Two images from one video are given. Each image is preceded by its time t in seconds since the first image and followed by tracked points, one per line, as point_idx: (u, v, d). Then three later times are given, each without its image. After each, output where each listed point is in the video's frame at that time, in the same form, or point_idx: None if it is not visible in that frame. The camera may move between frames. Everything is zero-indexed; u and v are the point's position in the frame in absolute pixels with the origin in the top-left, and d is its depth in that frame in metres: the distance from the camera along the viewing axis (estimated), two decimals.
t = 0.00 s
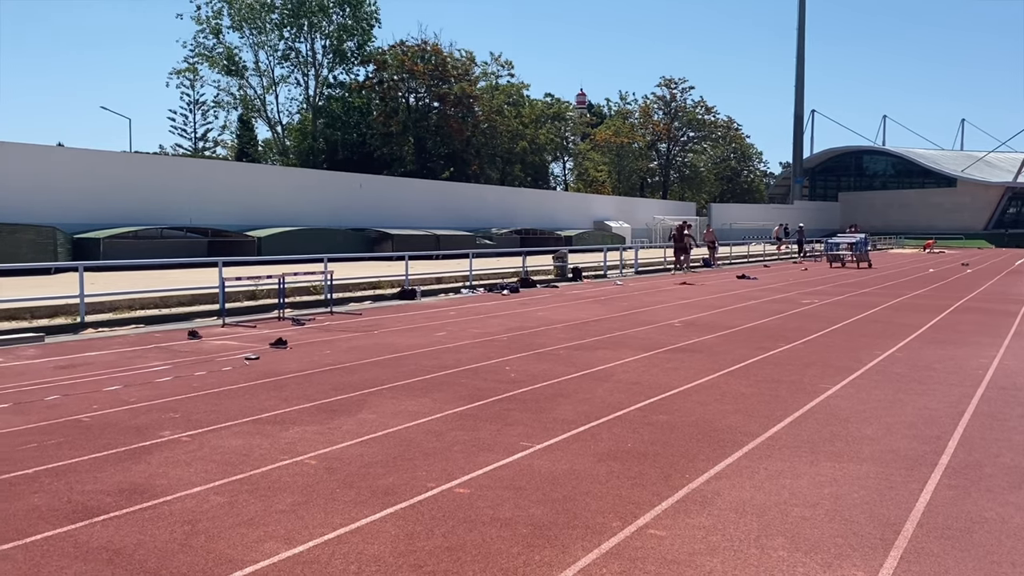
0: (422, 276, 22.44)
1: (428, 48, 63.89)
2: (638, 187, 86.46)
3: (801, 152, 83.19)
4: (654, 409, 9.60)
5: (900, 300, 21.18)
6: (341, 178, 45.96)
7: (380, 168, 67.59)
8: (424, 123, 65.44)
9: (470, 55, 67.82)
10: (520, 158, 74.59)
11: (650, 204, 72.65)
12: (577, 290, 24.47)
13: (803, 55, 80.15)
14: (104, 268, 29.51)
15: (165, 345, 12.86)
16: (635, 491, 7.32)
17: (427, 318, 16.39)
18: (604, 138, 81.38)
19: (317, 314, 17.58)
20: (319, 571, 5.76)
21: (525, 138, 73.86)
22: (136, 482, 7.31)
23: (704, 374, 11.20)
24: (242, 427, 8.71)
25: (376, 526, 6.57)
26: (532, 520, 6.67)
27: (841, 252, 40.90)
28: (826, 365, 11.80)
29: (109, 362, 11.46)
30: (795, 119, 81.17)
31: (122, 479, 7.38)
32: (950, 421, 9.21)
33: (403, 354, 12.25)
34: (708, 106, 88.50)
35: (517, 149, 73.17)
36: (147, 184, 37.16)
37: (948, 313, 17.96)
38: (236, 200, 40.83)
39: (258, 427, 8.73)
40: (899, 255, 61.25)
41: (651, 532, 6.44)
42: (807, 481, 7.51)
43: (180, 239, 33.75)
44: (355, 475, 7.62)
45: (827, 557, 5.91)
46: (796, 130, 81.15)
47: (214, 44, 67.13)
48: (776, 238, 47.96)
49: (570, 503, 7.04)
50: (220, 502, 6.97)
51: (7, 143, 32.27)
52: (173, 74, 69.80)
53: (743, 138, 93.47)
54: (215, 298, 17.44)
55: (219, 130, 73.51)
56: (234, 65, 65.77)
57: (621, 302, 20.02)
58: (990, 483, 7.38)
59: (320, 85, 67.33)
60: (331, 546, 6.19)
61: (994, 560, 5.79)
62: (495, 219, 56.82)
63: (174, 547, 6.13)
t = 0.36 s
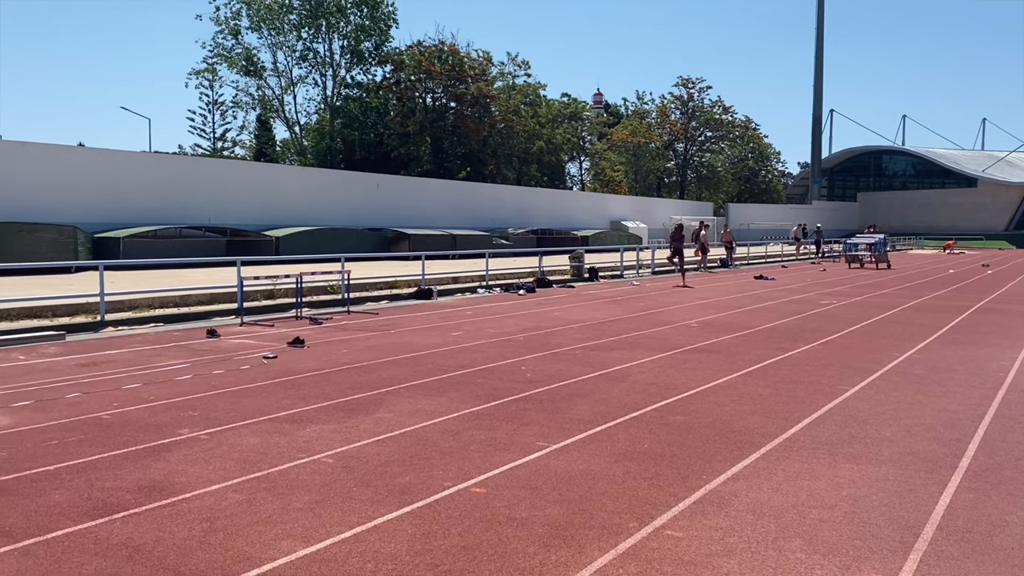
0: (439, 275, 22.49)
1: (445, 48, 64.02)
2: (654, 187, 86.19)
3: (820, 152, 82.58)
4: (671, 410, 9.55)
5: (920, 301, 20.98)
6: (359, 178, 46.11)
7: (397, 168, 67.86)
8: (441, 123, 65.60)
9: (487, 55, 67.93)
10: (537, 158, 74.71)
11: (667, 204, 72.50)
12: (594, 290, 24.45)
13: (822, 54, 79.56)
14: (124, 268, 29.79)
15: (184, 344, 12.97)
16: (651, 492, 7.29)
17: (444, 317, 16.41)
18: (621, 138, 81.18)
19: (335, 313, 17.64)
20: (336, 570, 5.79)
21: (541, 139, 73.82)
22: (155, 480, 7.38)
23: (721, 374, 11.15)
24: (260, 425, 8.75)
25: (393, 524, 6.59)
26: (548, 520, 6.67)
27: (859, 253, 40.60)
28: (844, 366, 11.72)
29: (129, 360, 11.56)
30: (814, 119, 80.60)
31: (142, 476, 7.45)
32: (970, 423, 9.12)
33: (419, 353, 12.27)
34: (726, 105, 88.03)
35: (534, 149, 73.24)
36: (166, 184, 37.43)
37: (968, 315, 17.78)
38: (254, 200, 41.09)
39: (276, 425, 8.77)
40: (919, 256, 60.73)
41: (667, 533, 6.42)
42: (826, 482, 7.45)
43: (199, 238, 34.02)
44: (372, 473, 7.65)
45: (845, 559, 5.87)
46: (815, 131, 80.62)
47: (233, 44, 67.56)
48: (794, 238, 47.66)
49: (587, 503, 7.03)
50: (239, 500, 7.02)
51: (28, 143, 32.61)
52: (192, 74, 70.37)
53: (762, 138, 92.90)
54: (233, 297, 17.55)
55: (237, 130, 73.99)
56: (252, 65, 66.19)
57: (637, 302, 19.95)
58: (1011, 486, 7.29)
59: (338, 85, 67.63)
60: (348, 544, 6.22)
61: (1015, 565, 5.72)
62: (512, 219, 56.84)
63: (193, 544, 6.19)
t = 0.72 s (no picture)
0: (458, 275, 22.52)
1: (465, 48, 64.17)
2: (674, 187, 85.84)
3: (842, 152, 81.83)
4: (691, 411, 9.50)
5: (944, 303, 20.73)
6: (379, 178, 46.36)
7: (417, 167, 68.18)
8: (461, 123, 65.74)
9: (507, 55, 68.02)
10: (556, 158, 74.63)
11: (688, 205, 72.34)
12: (613, 291, 24.38)
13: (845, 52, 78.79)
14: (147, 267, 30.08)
15: (206, 342, 13.08)
16: (671, 493, 7.27)
17: (463, 317, 16.44)
18: (641, 138, 80.92)
19: (355, 312, 17.74)
20: (356, 568, 5.81)
21: (561, 139, 73.74)
22: (177, 477, 7.44)
23: (741, 376, 11.07)
24: (281, 424, 8.80)
25: (413, 523, 6.61)
26: (567, 521, 6.65)
27: (882, 253, 40.20)
28: (866, 368, 11.60)
29: (152, 358, 11.68)
30: (836, 118, 79.89)
31: (164, 473, 7.52)
32: (995, 427, 8.98)
33: (438, 353, 12.29)
34: (747, 105, 87.38)
35: (553, 149, 73.21)
36: (188, 184, 37.74)
37: (994, 317, 17.54)
38: (276, 200, 41.38)
39: (297, 424, 8.83)
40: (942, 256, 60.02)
41: (687, 535, 6.39)
42: (847, 485, 7.38)
43: (221, 238, 34.29)
44: (391, 472, 7.67)
45: (867, 563, 5.81)
46: (837, 130, 79.93)
47: (255, 45, 68.07)
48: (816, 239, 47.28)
49: (606, 504, 7.01)
50: (259, 498, 7.07)
51: (52, 143, 32.98)
52: (214, 75, 70.98)
53: (783, 138, 92.19)
54: (254, 296, 17.67)
55: (258, 131, 74.52)
56: (274, 66, 66.64)
57: (657, 302, 19.87)
58: None
59: (358, 86, 67.95)
60: (368, 543, 6.24)
61: None
62: (531, 219, 56.79)
63: (215, 541, 6.23)
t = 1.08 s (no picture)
0: (481, 275, 22.56)
1: (489, 49, 64.38)
2: (698, 187, 85.46)
3: (868, 152, 81.00)
4: (715, 413, 9.45)
5: (973, 305, 20.45)
6: (403, 178, 46.60)
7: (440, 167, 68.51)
8: (484, 123, 65.87)
9: (530, 55, 68.13)
10: (579, 158, 74.54)
11: (712, 205, 72.12)
12: (636, 291, 24.30)
13: (871, 51, 77.98)
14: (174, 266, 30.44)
15: (231, 340, 13.19)
16: (694, 494, 7.23)
17: (486, 317, 16.47)
18: (664, 138, 80.64)
19: (378, 311, 17.81)
20: (381, 566, 5.84)
21: (584, 138, 73.70)
22: (203, 474, 7.50)
23: (766, 377, 10.99)
24: (305, 422, 8.85)
25: (436, 523, 6.62)
26: (590, 522, 6.63)
27: (909, 255, 39.75)
28: (893, 370, 11.47)
29: (178, 356, 11.79)
30: (862, 118, 79.15)
31: (190, 470, 7.58)
32: None
33: (461, 352, 12.31)
34: (772, 105, 86.69)
35: (576, 148, 73.20)
36: (213, 184, 38.09)
37: None
38: (301, 201, 41.72)
39: (320, 422, 8.87)
40: (969, 258, 59.21)
41: (711, 537, 6.35)
42: (873, 488, 7.31)
43: (247, 237, 34.54)
44: (415, 471, 7.69)
45: (894, 567, 5.74)
46: (863, 130, 79.18)
47: (280, 46, 68.59)
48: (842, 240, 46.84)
49: (629, 505, 6.98)
50: (284, 495, 7.11)
51: (81, 143, 33.37)
52: (240, 75, 71.64)
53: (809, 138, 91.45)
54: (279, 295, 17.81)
55: (283, 131, 75.09)
56: (298, 66, 67.13)
57: (680, 303, 19.78)
58: None
59: (382, 86, 68.23)
60: (391, 541, 6.26)
61: None
62: (554, 219, 56.76)
63: (240, 538, 6.28)
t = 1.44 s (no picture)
0: (507, 275, 22.56)
1: (516, 49, 64.53)
2: (726, 187, 84.85)
3: (899, 152, 79.90)
4: (744, 415, 9.37)
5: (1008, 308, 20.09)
6: (430, 178, 46.88)
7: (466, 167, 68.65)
8: (511, 123, 65.60)
9: (557, 55, 68.17)
10: (606, 158, 74.28)
11: (741, 205, 71.70)
12: (663, 291, 24.19)
13: (903, 50, 76.88)
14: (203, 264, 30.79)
15: (261, 339, 13.31)
16: (723, 497, 7.18)
17: (512, 317, 16.47)
18: (692, 138, 80.21)
19: (405, 310, 17.87)
20: (409, 564, 5.85)
21: (611, 138, 73.47)
22: (233, 471, 7.58)
23: (795, 380, 10.88)
24: (333, 420, 8.91)
25: (463, 522, 6.63)
26: (618, 523, 6.61)
27: (941, 256, 39.14)
28: (924, 374, 11.31)
29: (209, 354, 11.92)
30: (894, 117, 78.07)
31: (220, 467, 7.65)
32: None
33: (488, 352, 12.33)
34: (801, 104, 85.72)
35: (603, 148, 73.09)
36: (242, 184, 38.46)
37: None
38: (330, 200, 42.09)
39: (348, 420, 8.93)
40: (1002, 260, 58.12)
41: (740, 540, 6.29)
42: (905, 493, 7.21)
43: (276, 237, 34.88)
44: (442, 470, 7.71)
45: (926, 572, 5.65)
46: (895, 129, 78.13)
47: (309, 46, 69.09)
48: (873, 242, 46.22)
49: (657, 507, 6.95)
50: (313, 493, 7.16)
51: (113, 143, 33.82)
52: (269, 76, 72.31)
53: (839, 138, 90.45)
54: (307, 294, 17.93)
55: (312, 131, 75.66)
56: (327, 67, 67.59)
57: (708, 304, 19.64)
58: None
59: (410, 86, 68.42)
60: (419, 540, 6.28)
61: None
62: (581, 219, 56.67)
63: (270, 535, 6.33)
